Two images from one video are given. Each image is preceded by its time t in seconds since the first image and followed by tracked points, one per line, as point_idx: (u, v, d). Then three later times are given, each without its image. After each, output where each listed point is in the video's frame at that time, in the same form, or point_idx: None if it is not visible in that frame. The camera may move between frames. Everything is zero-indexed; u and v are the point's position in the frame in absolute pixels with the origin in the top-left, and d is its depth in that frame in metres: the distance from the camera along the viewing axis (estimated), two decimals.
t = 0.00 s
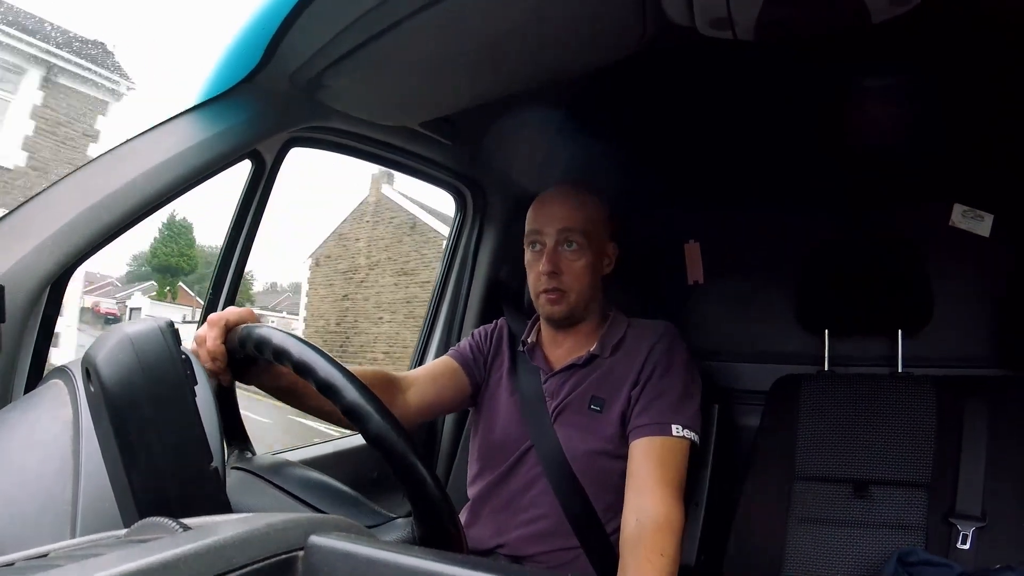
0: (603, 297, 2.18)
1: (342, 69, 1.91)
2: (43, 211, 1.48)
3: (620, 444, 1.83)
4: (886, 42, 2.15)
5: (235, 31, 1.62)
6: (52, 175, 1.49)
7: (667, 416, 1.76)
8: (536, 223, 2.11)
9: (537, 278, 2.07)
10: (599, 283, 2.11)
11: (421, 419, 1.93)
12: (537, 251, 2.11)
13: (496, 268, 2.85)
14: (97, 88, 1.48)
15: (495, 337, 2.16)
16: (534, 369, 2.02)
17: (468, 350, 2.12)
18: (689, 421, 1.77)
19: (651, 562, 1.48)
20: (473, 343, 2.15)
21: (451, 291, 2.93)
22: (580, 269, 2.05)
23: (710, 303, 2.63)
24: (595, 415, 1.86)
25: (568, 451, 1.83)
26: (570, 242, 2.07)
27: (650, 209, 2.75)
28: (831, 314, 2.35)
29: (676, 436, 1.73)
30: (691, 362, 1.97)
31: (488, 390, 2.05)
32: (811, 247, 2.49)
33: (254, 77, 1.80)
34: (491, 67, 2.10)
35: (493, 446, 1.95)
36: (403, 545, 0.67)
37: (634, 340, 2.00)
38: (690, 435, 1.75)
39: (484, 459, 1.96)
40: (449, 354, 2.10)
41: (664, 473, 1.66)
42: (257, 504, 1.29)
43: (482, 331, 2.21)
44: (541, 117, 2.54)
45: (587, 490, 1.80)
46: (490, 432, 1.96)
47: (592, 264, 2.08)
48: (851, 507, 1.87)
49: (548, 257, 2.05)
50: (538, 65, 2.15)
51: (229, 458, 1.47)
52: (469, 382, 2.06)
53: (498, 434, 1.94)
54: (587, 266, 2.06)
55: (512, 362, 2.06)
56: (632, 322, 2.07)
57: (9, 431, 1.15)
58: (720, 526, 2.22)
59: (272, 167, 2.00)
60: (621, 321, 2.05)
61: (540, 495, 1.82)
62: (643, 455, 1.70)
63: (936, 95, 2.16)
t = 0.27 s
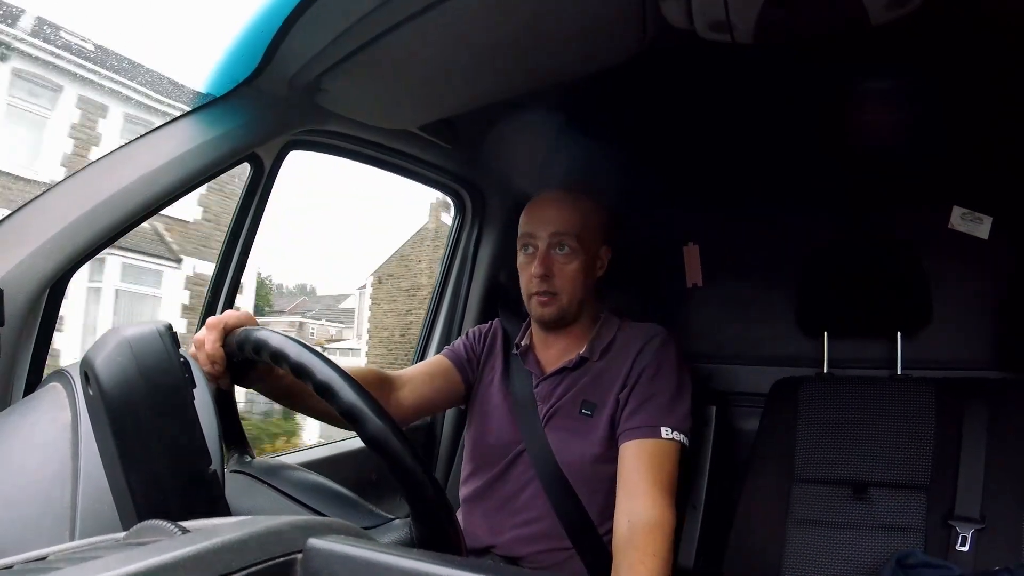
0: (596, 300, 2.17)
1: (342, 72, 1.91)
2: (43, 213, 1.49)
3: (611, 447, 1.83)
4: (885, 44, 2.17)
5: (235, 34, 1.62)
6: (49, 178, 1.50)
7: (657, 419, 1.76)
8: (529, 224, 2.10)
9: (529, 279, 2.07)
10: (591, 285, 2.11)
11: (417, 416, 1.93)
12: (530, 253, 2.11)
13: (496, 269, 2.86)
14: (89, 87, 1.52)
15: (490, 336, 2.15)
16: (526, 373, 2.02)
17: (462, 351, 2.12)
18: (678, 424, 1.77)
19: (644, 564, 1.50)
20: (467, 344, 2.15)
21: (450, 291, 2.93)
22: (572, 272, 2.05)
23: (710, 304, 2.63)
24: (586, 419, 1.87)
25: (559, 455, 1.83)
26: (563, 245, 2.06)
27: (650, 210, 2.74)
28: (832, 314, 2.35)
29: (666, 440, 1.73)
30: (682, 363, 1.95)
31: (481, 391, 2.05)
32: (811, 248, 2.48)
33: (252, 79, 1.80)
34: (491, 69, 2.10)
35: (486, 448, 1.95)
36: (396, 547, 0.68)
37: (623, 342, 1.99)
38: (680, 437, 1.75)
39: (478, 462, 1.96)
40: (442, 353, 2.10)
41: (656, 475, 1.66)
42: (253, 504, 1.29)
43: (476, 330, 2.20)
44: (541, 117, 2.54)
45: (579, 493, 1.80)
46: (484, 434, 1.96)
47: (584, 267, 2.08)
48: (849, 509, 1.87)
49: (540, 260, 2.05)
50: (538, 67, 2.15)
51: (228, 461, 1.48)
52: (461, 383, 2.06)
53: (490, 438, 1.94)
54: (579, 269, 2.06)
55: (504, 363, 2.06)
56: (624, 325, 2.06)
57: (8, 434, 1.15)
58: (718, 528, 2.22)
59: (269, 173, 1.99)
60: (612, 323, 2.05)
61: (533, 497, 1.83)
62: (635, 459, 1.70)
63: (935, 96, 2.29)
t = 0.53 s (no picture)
0: (595, 294, 2.17)
1: (341, 69, 1.91)
2: (42, 208, 1.48)
3: (609, 444, 1.83)
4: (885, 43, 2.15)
5: (235, 30, 1.63)
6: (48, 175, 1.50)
7: (655, 416, 1.76)
8: (525, 217, 2.14)
9: (526, 270, 2.10)
10: (588, 278, 2.12)
11: (416, 414, 1.93)
12: (527, 245, 2.14)
13: (495, 267, 2.86)
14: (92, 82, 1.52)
15: (489, 335, 2.15)
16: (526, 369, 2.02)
17: (462, 348, 2.12)
18: (677, 421, 1.77)
19: (641, 562, 1.50)
20: (466, 341, 2.15)
21: (448, 289, 2.93)
22: (567, 260, 2.07)
23: (708, 303, 2.63)
24: (585, 416, 1.87)
25: (557, 452, 1.83)
26: (558, 234, 2.09)
27: (649, 209, 2.75)
28: (831, 313, 2.35)
29: (665, 437, 1.73)
30: (682, 362, 1.95)
31: (480, 388, 2.05)
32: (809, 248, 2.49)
33: (251, 76, 1.81)
34: (491, 67, 2.10)
35: (484, 446, 1.95)
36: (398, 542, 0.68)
37: (623, 340, 1.99)
38: (679, 435, 1.75)
39: (476, 460, 1.96)
40: (442, 351, 2.10)
41: (656, 473, 1.66)
42: (251, 502, 1.30)
43: (475, 328, 2.20)
44: (540, 116, 2.54)
45: (578, 491, 1.80)
46: (483, 431, 1.96)
47: (580, 256, 2.10)
48: (848, 506, 1.87)
49: (536, 248, 2.08)
50: (537, 65, 2.15)
51: (226, 458, 1.48)
52: (462, 380, 2.06)
53: (489, 434, 1.94)
54: (574, 257, 2.07)
55: (504, 361, 2.06)
56: (624, 321, 2.06)
57: (5, 430, 1.15)
58: (716, 526, 2.22)
59: (267, 170, 1.99)
60: (612, 321, 2.04)
61: (532, 495, 1.83)
62: (634, 456, 1.70)
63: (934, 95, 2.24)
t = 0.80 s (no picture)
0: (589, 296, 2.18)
1: (340, 69, 1.92)
2: (44, 209, 1.49)
3: (607, 444, 1.83)
4: (884, 42, 2.17)
5: (235, 30, 1.63)
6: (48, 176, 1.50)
7: (652, 416, 1.75)
8: (519, 219, 2.15)
9: (520, 272, 2.10)
10: (583, 278, 2.12)
11: (417, 417, 1.93)
12: (520, 247, 2.14)
13: (495, 268, 2.85)
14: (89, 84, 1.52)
15: (487, 337, 2.15)
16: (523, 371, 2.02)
17: (460, 351, 2.12)
18: (676, 420, 1.77)
19: (638, 562, 1.51)
20: (464, 344, 2.15)
21: (448, 290, 2.93)
22: (562, 260, 2.07)
23: (708, 303, 2.63)
24: (583, 417, 1.87)
25: (556, 452, 1.83)
26: (551, 235, 2.10)
27: (648, 209, 2.74)
28: (832, 314, 2.35)
29: (661, 435, 1.73)
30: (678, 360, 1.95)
31: (479, 390, 2.06)
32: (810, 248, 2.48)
33: (251, 76, 1.81)
34: (491, 67, 2.10)
35: (484, 447, 1.95)
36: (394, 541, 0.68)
37: (619, 339, 2.00)
38: (676, 433, 1.75)
39: (477, 461, 1.96)
40: (441, 355, 2.10)
41: (652, 471, 1.66)
42: (251, 504, 1.30)
43: (473, 331, 2.20)
44: (540, 116, 2.54)
45: (578, 492, 1.80)
46: (483, 433, 1.96)
47: (574, 257, 2.10)
48: (848, 506, 1.87)
49: (530, 249, 2.08)
50: (536, 65, 2.15)
51: (227, 460, 1.48)
52: (460, 383, 2.06)
53: (489, 435, 1.94)
54: (568, 258, 2.08)
55: (502, 363, 2.05)
56: (620, 321, 2.07)
57: (5, 431, 1.15)
58: (717, 526, 2.22)
59: (267, 172, 2.00)
60: (608, 320, 2.05)
61: (531, 496, 1.83)
62: (630, 455, 1.70)
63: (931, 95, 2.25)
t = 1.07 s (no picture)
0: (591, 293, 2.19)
1: (341, 68, 1.92)
2: (44, 207, 1.49)
3: (608, 443, 1.83)
4: (884, 41, 2.18)
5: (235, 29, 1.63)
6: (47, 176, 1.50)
7: (654, 414, 1.76)
8: (522, 217, 2.14)
9: (524, 270, 2.09)
10: (586, 276, 2.12)
11: (417, 419, 1.91)
12: (524, 245, 2.14)
13: (495, 267, 2.85)
14: (86, 83, 1.52)
15: (488, 335, 2.15)
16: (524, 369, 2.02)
17: (461, 349, 2.12)
18: (676, 419, 1.77)
19: (639, 561, 1.51)
20: (465, 341, 2.15)
21: (448, 288, 2.93)
22: (567, 259, 2.07)
23: (708, 302, 2.63)
24: (583, 414, 1.87)
25: (557, 450, 1.83)
26: (556, 234, 2.09)
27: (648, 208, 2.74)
28: (831, 314, 2.35)
29: (664, 434, 1.73)
30: (679, 356, 1.96)
31: (480, 388, 2.06)
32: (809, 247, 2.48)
33: (251, 75, 1.81)
34: (490, 66, 2.10)
35: (484, 446, 1.95)
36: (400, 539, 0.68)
37: (621, 337, 2.00)
38: (678, 432, 1.75)
39: (477, 460, 1.96)
40: (442, 353, 2.10)
41: (655, 471, 1.66)
42: (251, 502, 1.30)
43: (473, 329, 2.20)
44: (540, 115, 2.55)
45: (579, 490, 1.80)
46: (484, 431, 1.96)
47: (578, 255, 2.10)
48: (849, 505, 1.87)
49: (535, 248, 2.07)
50: (536, 64, 2.15)
51: (229, 459, 1.48)
52: (462, 382, 2.06)
53: (489, 433, 1.95)
54: (573, 257, 2.08)
55: (504, 361, 2.05)
56: (621, 318, 2.08)
57: (5, 430, 1.15)
58: (716, 526, 2.22)
59: (267, 170, 1.99)
60: (610, 317, 2.06)
61: (531, 494, 1.83)
62: (632, 454, 1.70)
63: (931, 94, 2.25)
